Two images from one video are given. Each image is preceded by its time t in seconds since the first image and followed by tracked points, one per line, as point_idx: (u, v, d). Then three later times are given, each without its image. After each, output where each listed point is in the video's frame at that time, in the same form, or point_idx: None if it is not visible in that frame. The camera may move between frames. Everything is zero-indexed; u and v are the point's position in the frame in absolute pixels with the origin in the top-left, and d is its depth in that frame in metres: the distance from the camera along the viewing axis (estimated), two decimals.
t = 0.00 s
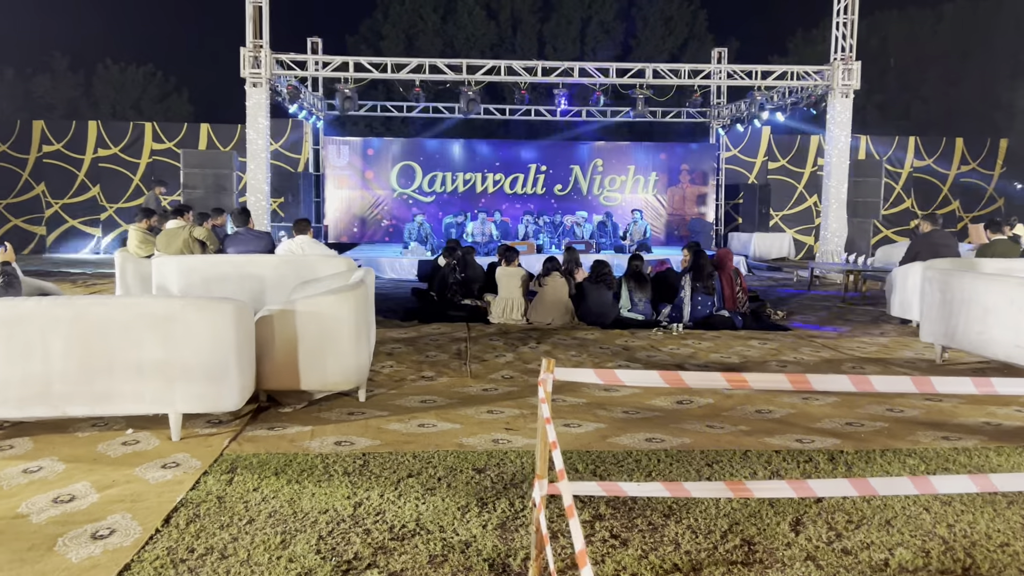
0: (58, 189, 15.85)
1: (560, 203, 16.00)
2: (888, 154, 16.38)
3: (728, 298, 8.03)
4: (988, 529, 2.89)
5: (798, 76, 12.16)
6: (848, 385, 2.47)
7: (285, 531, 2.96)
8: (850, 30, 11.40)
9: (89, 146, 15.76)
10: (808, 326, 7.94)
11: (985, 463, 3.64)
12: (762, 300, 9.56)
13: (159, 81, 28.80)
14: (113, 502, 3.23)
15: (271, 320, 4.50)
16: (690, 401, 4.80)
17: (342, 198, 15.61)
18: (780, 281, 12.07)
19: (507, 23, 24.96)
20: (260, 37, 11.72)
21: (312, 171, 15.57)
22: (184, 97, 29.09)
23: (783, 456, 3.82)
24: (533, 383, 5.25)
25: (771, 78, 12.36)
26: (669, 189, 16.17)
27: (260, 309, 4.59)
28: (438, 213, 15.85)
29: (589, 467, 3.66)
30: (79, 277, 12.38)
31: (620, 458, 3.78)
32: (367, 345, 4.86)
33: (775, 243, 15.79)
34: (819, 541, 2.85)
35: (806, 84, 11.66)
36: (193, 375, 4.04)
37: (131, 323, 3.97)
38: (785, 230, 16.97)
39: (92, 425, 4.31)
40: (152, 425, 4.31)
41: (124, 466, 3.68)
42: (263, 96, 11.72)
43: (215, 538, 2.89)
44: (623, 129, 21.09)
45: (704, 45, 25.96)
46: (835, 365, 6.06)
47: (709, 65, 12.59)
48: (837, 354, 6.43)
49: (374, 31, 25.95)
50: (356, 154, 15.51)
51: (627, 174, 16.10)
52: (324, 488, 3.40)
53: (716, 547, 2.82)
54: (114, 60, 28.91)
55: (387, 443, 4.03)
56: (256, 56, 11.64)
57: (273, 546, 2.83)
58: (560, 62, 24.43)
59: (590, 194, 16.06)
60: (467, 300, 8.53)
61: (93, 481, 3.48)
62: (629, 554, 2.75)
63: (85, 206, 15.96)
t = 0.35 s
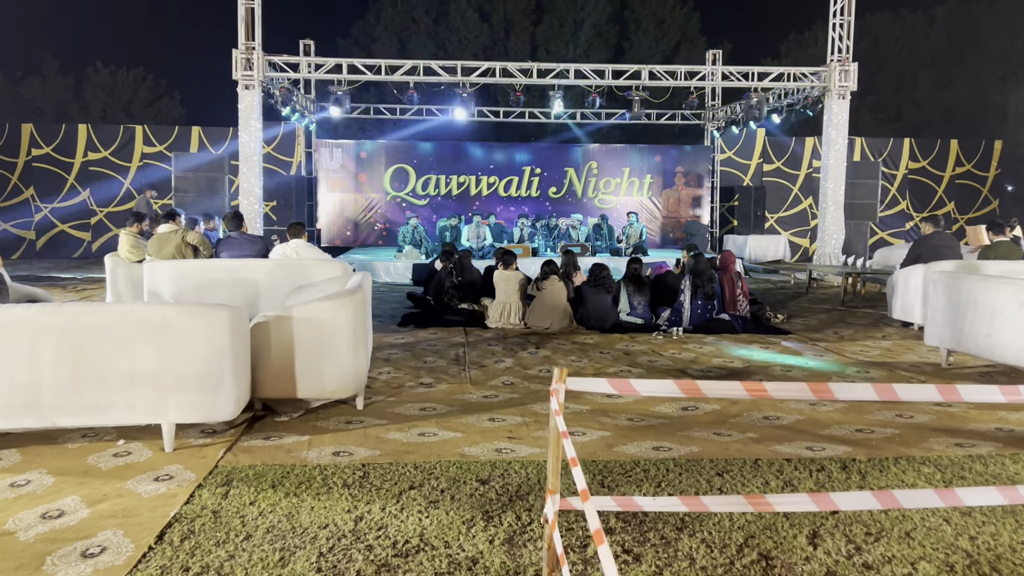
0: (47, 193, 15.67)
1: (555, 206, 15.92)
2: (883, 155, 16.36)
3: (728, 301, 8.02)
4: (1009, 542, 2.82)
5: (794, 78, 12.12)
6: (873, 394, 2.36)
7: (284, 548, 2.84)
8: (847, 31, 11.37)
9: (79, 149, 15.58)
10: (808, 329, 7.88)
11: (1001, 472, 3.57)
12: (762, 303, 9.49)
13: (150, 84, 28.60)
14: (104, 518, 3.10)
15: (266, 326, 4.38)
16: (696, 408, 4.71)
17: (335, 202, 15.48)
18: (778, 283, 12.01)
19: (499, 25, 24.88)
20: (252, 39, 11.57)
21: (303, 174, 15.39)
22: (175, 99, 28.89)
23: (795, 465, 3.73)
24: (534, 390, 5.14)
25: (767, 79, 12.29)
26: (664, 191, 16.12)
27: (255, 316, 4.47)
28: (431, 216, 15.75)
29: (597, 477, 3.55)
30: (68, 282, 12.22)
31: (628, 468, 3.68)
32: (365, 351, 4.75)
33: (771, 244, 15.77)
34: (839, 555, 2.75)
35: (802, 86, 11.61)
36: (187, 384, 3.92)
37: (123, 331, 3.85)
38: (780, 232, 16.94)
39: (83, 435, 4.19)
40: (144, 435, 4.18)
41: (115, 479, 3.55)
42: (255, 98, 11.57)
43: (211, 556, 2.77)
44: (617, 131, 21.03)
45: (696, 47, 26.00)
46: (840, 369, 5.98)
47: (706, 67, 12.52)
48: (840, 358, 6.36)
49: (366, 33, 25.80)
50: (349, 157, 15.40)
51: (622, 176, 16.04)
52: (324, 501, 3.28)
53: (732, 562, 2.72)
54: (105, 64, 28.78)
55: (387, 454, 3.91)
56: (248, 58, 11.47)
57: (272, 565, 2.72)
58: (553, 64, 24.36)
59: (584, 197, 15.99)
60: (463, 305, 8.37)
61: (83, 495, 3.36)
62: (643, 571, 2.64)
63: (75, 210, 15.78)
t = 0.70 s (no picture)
0: (37, 200, 15.49)
1: (551, 210, 15.78)
2: (881, 158, 16.29)
3: (729, 309, 7.79)
4: None
5: (793, 81, 12.02)
6: (904, 414, 2.25)
7: None
8: (846, 34, 11.28)
9: (69, 155, 15.39)
10: (811, 336, 7.75)
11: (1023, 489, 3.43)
12: (763, 309, 9.36)
13: (143, 89, 28.38)
14: (83, 545, 2.93)
15: (257, 339, 4.21)
16: (702, 421, 4.56)
17: (328, 208, 15.32)
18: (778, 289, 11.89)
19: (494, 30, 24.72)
20: (244, 43, 11.39)
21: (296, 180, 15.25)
22: (168, 104, 28.66)
23: (808, 482, 3.59)
24: (535, 402, 4.99)
25: (766, 83, 12.18)
26: (661, 196, 15.98)
27: (245, 327, 4.30)
28: (426, 222, 15.57)
29: (603, 497, 3.40)
30: (57, 290, 12.01)
31: (635, 486, 3.53)
32: (359, 364, 4.58)
33: (769, 249, 15.79)
34: None
35: (801, 89, 11.52)
36: (173, 399, 3.75)
37: (107, 345, 3.67)
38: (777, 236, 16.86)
39: (64, 453, 4.00)
40: (128, 453, 4.00)
41: (96, 502, 3.37)
42: (247, 103, 11.40)
43: None
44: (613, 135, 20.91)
45: (691, 51, 25.91)
46: (846, 378, 5.85)
47: (704, 71, 12.41)
48: (846, 367, 6.24)
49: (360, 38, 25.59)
50: (342, 162, 15.24)
51: (618, 181, 15.88)
52: (316, 526, 3.12)
53: None
54: (96, 69, 28.51)
55: (382, 472, 3.75)
56: (240, 63, 11.29)
57: None
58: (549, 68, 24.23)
59: (581, 201, 15.84)
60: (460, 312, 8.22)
61: (62, 519, 3.18)
62: None
63: (65, 217, 15.58)
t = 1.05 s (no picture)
0: (27, 202, 15.31)
1: (548, 212, 15.64)
2: (880, 159, 16.21)
3: (730, 311, 7.67)
4: None
5: (792, 81, 11.92)
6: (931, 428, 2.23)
7: None
8: (846, 34, 11.18)
9: (60, 158, 15.22)
10: (814, 340, 7.65)
11: None
12: (764, 313, 9.24)
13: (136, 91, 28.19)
14: (65, 566, 2.78)
15: (249, 346, 4.06)
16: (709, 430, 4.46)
17: (323, 210, 15.18)
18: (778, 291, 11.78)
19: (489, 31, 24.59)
20: (237, 43, 11.23)
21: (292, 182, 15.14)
22: (161, 106, 28.46)
23: (821, 495, 3.47)
24: (536, 410, 4.86)
25: (765, 83, 12.07)
26: (658, 197, 15.82)
27: (237, 334, 4.15)
28: (422, 224, 15.44)
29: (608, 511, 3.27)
30: (48, 295, 11.83)
31: (642, 499, 3.40)
32: (355, 371, 4.44)
33: (768, 251, 15.51)
34: None
35: (801, 90, 11.43)
36: (162, 410, 3.60)
37: (92, 353, 3.52)
38: (775, 238, 16.79)
39: (48, 466, 3.85)
40: (114, 465, 3.85)
41: (80, 518, 3.22)
42: (241, 104, 11.25)
43: None
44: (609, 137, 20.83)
45: (687, 52, 25.84)
46: (853, 383, 5.74)
47: (703, 71, 12.30)
48: (852, 372, 6.13)
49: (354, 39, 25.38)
50: (337, 164, 15.10)
51: (615, 182, 15.73)
52: (310, 544, 2.97)
53: None
54: (89, 71, 28.29)
55: (379, 485, 3.61)
56: (233, 63, 11.14)
57: None
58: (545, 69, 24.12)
59: (578, 203, 15.70)
60: (457, 317, 8.06)
61: (44, 538, 3.03)
62: None
63: (57, 220, 15.41)
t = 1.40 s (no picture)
0: (26, 207, 15.17)
1: (550, 217, 15.52)
2: (883, 163, 16.09)
3: (738, 318, 7.58)
4: None
5: (797, 85, 11.83)
6: (971, 446, 2.24)
7: None
8: (850, 37, 11.11)
9: (59, 163, 15.10)
10: (824, 347, 7.52)
11: None
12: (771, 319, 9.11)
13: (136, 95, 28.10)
14: None
15: (250, 356, 3.94)
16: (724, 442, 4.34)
17: (324, 215, 15.06)
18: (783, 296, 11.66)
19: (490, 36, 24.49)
20: (237, 47, 11.12)
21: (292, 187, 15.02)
22: (161, 111, 28.36)
23: (845, 511, 3.35)
24: (544, 421, 4.73)
25: (770, 86, 11.97)
26: (661, 202, 15.66)
27: (238, 343, 4.03)
28: (423, 229, 15.33)
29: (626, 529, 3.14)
30: (45, 300, 11.70)
31: (660, 516, 3.28)
32: (359, 381, 4.31)
33: (771, 256, 15.89)
34: None
35: (806, 93, 11.33)
36: (160, 423, 3.47)
37: (88, 363, 3.39)
38: (778, 242, 16.68)
39: (42, 481, 3.72)
40: (112, 480, 3.73)
41: (74, 538, 3.09)
42: (241, 108, 11.14)
43: None
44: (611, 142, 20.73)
45: (688, 56, 25.77)
46: (867, 391, 5.61)
47: (707, 74, 12.21)
48: (865, 380, 6.00)
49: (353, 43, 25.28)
50: (338, 169, 14.98)
51: (617, 187, 15.61)
52: (315, 565, 2.85)
53: None
54: (88, 76, 28.18)
55: (386, 501, 3.48)
56: (233, 67, 11.04)
57: None
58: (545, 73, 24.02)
59: (580, 207, 15.59)
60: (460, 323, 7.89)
61: (37, 559, 2.90)
62: None
63: (55, 225, 15.27)
